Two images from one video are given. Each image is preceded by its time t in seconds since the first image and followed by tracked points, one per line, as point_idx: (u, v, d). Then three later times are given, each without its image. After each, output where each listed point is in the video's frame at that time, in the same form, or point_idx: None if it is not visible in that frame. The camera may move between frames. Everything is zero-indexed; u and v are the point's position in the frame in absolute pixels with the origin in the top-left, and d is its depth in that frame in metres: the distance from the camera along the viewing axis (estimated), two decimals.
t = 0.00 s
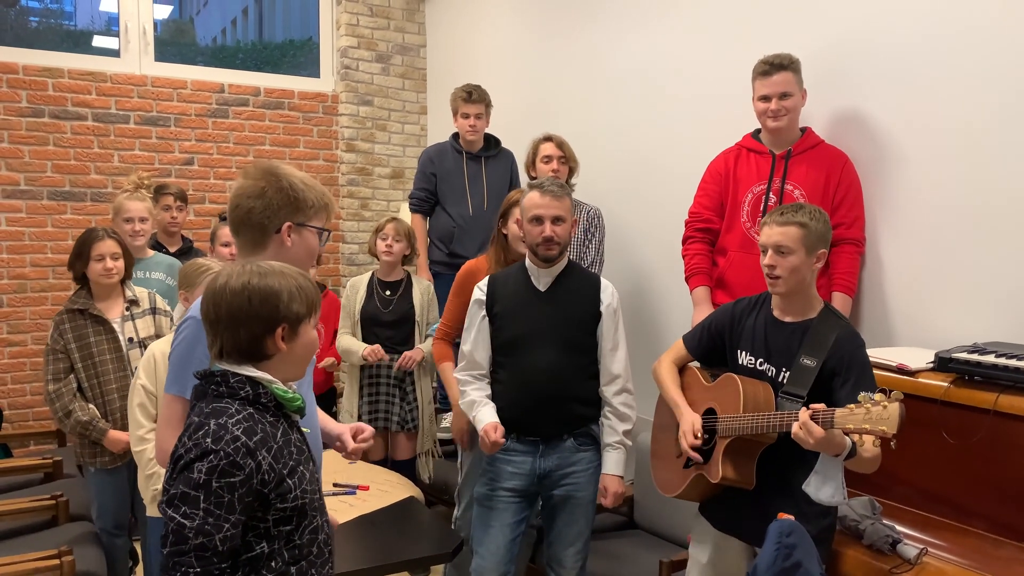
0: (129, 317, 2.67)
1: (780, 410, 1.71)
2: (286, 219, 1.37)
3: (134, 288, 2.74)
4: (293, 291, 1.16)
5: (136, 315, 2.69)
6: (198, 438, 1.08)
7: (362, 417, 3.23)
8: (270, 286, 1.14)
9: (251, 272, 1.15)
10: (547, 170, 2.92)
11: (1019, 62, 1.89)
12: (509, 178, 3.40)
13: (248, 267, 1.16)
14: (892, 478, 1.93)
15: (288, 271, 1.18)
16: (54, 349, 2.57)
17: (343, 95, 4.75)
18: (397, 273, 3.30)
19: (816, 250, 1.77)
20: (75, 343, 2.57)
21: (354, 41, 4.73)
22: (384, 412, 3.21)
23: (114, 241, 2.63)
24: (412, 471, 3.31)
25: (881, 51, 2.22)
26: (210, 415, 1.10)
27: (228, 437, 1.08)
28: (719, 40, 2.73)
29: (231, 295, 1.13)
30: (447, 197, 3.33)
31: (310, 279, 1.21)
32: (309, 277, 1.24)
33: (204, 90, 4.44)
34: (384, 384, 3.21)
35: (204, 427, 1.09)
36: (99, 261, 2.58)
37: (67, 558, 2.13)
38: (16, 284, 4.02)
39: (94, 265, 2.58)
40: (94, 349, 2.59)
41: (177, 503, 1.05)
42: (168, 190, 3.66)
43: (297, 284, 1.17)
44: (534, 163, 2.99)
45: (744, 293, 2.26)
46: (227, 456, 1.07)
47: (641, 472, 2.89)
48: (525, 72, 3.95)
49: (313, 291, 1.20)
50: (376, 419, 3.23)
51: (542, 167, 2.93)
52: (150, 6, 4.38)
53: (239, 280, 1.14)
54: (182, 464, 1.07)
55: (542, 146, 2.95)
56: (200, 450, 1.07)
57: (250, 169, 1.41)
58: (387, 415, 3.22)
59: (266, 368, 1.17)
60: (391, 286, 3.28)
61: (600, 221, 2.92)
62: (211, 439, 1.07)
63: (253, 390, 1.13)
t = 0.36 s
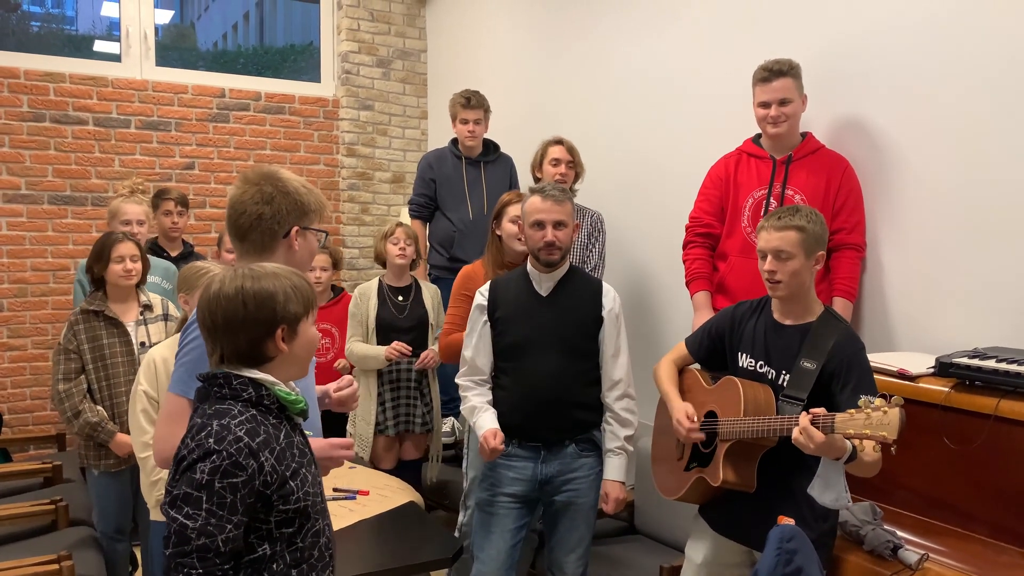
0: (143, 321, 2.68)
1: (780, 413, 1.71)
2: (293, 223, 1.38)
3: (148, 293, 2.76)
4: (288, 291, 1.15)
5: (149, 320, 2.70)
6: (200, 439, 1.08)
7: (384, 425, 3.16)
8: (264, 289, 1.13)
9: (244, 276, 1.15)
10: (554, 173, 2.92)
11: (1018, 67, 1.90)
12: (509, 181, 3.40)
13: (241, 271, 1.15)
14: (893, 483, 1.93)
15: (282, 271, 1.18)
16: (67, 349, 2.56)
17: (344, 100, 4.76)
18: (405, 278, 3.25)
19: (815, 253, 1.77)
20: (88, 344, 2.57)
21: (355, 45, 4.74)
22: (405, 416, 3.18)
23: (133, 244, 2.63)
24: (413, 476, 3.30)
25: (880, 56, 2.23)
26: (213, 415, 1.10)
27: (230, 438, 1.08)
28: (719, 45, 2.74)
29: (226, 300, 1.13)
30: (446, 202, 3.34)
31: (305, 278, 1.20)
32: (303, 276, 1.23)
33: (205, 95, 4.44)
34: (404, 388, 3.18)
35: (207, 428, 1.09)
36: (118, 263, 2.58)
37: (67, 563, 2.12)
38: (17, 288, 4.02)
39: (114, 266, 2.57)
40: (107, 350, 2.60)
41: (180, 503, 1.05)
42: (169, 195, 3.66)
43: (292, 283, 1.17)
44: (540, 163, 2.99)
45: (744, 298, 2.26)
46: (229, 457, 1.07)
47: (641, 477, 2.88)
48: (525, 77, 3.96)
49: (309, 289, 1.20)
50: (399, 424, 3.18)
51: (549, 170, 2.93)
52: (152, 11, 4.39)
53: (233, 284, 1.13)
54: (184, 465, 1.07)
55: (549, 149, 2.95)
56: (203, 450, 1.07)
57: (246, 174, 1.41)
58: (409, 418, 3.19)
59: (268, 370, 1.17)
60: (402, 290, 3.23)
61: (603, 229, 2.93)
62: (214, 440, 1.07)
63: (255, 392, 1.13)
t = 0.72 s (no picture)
0: (149, 320, 2.67)
1: (781, 415, 1.71)
2: (282, 219, 1.38)
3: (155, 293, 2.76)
4: (286, 286, 1.15)
5: (155, 319, 2.70)
6: (208, 433, 1.07)
7: (381, 423, 3.14)
8: (261, 284, 1.13)
9: (239, 272, 1.14)
10: (558, 173, 2.92)
11: (1018, 66, 1.89)
12: (507, 182, 3.39)
13: (235, 268, 1.14)
14: (892, 483, 1.92)
15: (277, 265, 1.17)
16: (72, 345, 2.56)
17: (344, 99, 4.75)
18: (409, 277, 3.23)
19: (815, 255, 1.77)
20: (93, 341, 2.57)
21: (354, 44, 4.74)
22: (402, 416, 3.15)
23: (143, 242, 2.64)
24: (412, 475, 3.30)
25: (880, 56, 2.22)
26: (218, 411, 1.10)
27: (239, 432, 1.07)
28: (719, 44, 2.74)
29: (224, 297, 1.13)
30: (446, 202, 3.34)
31: (300, 271, 1.20)
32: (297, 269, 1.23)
33: (204, 93, 4.44)
34: (400, 387, 3.17)
35: (214, 422, 1.08)
36: (129, 260, 2.58)
37: (65, 562, 2.12)
38: (16, 287, 4.02)
39: (125, 263, 2.58)
40: (111, 347, 2.59)
41: (188, 496, 1.04)
42: (169, 193, 3.66)
43: (287, 277, 1.16)
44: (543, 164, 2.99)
45: (743, 297, 2.26)
46: (239, 450, 1.06)
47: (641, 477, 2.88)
48: (525, 76, 3.95)
49: (304, 281, 1.20)
50: (395, 423, 3.15)
51: (551, 169, 2.93)
52: (151, 10, 4.39)
53: (229, 282, 1.13)
54: (192, 459, 1.06)
55: (553, 148, 2.95)
56: (211, 444, 1.06)
57: (233, 175, 1.41)
58: (405, 417, 3.17)
59: (270, 365, 1.17)
60: (404, 290, 3.22)
61: (602, 227, 2.91)
62: (222, 433, 1.07)
63: (259, 387, 1.13)
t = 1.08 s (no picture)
0: (148, 320, 2.65)
1: (779, 412, 1.71)
2: (264, 217, 1.38)
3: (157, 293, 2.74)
4: (280, 287, 1.15)
5: (154, 319, 2.67)
6: (211, 433, 1.07)
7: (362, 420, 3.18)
8: (256, 285, 1.12)
9: (232, 273, 1.13)
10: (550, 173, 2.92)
11: (1016, 66, 1.89)
12: (503, 182, 3.37)
13: (228, 269, 1.14)
14: (889, 483, 1.93)
15: (270, 266, 1.17)
16: (71, 343, 2.56)
17: (341, 97, 4.74)
18: (402, 275, 3.23)
19: (818, 255, 1.76)
20: (91, 339, 2.57)
21: (351, 43, 4.73)
22: (383, 413, 3.17)
23: (143, 240, 2.62)
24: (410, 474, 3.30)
25: (877, 55, 2.22)
26: (216, 411, 1.09)
27: (242, 425, 1.08)
28: (717, 43, 2.73)
29: (218, 299, 1.12)
30: (442, 200, 3.34)
31: (294, 271, 1.20)
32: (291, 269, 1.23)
33: (201, 91, 4.43)
34: (383, 385, 3.18)
35: (214, 422, 1.08)
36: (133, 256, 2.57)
37: (61, 561, 2.11)
38: (11, 286, 4.01)
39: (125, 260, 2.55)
40: (109, 345, 2.58)
41: (212, 495, 1.04)
42: (165, 191, 3.65)
43: (282, 278, 1.16)
44: (536, 163, 2.98)
45: (740, 296, 2.25)
46: (249, 440, 1.07)
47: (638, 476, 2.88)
48: (522, 75, 3.95)
49: (297, 281, 1.19)
50: (375, 422, 3.17)
51: (544, 171, 2.93)
52: (147, 8, 4.37)
53: (223, 283, 1.12)
54: (204, 461, 1.06)
55: (543, 149, 2.95)
56: (218, 442, 1.06)
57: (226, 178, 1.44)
58: (386, 417, 3.18)
59: (264, 364, 1.17)
60: (395, 286, 3.23)
61: (599, 225, 2.91)
62: (227, 430, 1.07)
63: (255, 387, 1.12)
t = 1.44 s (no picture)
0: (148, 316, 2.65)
1: (780, 409, 1.72)
2: (271, 225, 1.40)
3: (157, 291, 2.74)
4: (278, 296, 1.15)
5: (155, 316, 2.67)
6: (230, 455, 1.06)
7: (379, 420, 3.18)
8: (254, 296, 1.13)
9: (228, 286, 1.13)
10: (541, 168, 2.93)
11: (1018, 65, 1.89)
12: (506, 183, 3.38)
13: (224, 282, 1.14)
14: (890, 481, 1.93)
15: (267, 276, 1.17)
16: (71, 334, 2.57)
17: (341, 94, 4.74)
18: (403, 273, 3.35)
19: (825, 254, 1.77)
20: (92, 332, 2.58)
21: (352, 40, 4.72)
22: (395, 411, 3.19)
23: (140, 235, 2.63)
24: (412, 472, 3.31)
25: (879, 53, 2.22)
26: (229, 430, 1.08)
27: (261, 445, 1.08)
28: (718, 41, 2.73)
29: (217, 312, 1.12)
30: (447, 194, 3.29)
31: (289, 279, 1.20)
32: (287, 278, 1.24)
33: (201, 89, 4.43)
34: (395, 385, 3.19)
35: (230, 442, 1.07)
36: (127, 253, 2.58)
37: (63, 558, 2.12)
38: (12, 283, 4.01)
39: (121, 256, 2.58)
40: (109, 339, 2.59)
41: (252, 522, 1.05)
42: (167, 189, 3.65)
43: (279, 287, 1.16)
44: (529, 159, 3.01)
45: (740, 291, 2.26)
46: (271, 461, 1.08)
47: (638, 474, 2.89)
48: (523, 72, 3.94)
49: (294, 289, 1.20)
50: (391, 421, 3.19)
51: (536, 166, 2.94)
52: (148, 5, 4.37)
53: (221, 296, 1.12)
54: (229, 484, 1.05)
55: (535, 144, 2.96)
56: (241, 465, 1.06)
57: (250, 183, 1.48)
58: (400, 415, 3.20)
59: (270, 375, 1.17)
60: (398, 284, 3.31)
61: (599, 223, 2.91)
62: (247, 451, 1.06)
63: (263, 401, 1.11)
